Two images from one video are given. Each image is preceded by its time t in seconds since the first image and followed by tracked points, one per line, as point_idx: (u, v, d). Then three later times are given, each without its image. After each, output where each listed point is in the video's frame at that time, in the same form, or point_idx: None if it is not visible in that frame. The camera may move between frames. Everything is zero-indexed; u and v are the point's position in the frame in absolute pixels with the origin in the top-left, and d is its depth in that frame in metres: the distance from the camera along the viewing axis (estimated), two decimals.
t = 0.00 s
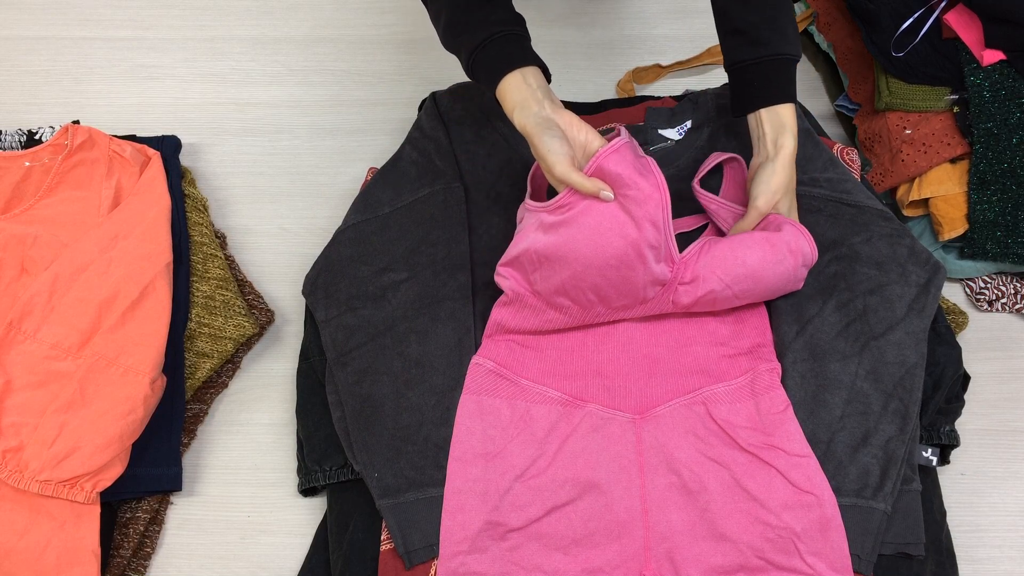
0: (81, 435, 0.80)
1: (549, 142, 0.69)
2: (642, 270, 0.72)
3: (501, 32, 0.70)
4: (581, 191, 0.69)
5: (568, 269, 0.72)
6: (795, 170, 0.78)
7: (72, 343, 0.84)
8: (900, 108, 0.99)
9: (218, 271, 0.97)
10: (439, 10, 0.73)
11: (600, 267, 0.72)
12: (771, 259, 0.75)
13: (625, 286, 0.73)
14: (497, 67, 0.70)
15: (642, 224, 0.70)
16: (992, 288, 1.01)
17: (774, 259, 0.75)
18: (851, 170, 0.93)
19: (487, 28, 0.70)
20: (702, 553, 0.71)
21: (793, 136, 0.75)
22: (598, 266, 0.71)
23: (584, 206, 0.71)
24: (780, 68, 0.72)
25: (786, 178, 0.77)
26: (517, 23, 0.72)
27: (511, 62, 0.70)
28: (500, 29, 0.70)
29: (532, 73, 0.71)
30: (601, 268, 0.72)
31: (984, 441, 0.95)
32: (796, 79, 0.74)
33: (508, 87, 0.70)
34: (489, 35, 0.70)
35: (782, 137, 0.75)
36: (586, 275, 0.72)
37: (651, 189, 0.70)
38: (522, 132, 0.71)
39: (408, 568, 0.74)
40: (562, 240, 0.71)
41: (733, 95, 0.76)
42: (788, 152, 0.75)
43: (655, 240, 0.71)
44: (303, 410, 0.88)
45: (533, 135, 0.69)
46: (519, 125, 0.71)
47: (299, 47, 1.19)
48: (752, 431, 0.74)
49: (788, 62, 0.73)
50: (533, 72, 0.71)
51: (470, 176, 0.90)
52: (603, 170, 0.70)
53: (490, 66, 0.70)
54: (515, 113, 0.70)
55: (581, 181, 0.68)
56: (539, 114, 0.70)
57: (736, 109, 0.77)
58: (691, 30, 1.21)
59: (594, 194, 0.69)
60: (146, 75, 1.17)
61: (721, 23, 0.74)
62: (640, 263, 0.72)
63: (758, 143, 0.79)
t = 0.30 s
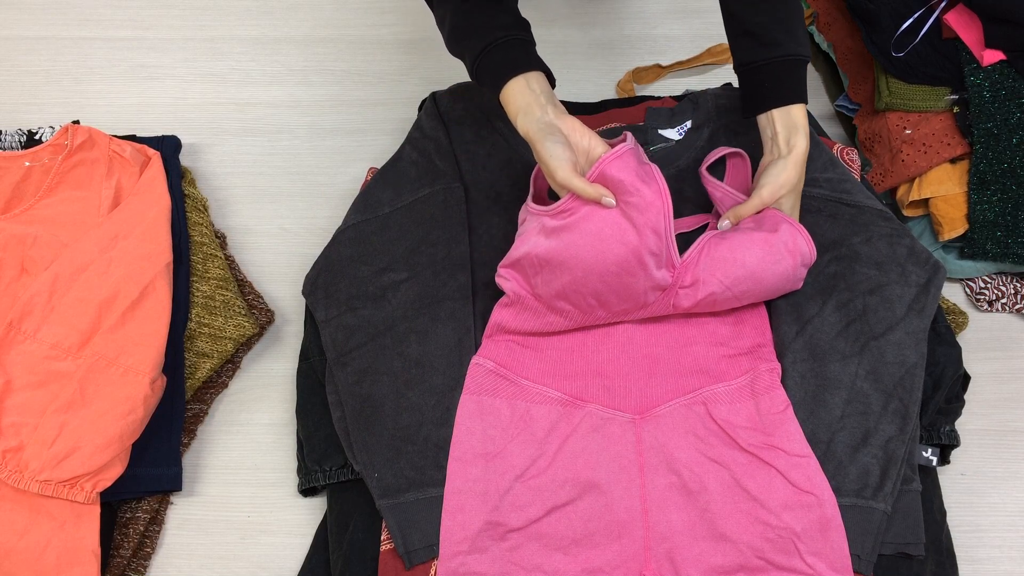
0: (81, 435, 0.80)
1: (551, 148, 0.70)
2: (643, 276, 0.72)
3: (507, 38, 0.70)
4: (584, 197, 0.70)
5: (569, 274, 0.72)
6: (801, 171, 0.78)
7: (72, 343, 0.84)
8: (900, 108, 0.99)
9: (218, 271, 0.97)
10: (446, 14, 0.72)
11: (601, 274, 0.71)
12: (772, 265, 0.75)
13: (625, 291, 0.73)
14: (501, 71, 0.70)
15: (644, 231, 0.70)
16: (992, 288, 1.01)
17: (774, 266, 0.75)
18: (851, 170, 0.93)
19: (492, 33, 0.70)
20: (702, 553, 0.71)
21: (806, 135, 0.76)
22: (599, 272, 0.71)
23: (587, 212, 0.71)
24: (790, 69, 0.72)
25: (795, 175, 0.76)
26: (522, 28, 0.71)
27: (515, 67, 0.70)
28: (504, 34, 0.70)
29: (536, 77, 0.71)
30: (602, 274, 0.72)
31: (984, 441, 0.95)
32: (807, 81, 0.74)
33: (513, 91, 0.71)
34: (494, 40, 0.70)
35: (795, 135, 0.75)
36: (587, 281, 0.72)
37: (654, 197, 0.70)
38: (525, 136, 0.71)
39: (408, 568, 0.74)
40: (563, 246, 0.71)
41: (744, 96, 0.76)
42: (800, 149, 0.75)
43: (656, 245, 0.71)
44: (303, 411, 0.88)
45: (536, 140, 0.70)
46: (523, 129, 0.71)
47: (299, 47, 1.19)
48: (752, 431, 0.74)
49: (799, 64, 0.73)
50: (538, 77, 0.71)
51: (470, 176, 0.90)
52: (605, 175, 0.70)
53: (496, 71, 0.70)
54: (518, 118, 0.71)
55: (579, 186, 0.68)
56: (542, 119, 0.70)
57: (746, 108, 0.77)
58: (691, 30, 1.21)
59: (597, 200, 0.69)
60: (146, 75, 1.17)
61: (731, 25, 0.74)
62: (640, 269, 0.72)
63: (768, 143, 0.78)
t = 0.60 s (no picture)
0: (81, 435, 0.80)
1: (558, 149, 0.70)
2: (645, 278, 0.72)
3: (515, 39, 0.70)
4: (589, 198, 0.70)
5: (571, 275, 0.72)
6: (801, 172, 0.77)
7: (72, 343, 0.84)
8: (900, 108, 0.99)
9: (218, 271, 0.97)
10: (455, 15, 0.72)
11: (603, 275, 0.72)
12: (774, 268, 0.75)
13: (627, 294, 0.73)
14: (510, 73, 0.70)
15: (648, 233, 0.70)
16: (992, 288, 1.01)
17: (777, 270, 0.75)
18: (851, 170, 0.93)
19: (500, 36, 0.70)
20: (702, 553, 0.71)
21: (804, 135, 0.75)
22: (600, 273, 0.72)
23: (591, 213, 0.71)
24: (793, 71, 0.73)
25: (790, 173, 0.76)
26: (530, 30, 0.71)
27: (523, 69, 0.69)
28: (513, 36, 0.70)
29: (544, 79, 0.71)
30: (604, 276, 0.72)
31: (985, 441, 0.95)
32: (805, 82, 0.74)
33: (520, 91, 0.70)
34: (502, 42, 0.70)
35: (792, 135, 0.76)
36: (588, 282, 0.72)
37: (659, 199, 0.70)
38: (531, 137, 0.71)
39: (408, 568, 0.74)
40: (566, 246, 0.71)
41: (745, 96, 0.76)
42: (797, 149, 0.75)
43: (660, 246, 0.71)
44: (303, 411, 0.88)
45: (543, 141, 0.70)
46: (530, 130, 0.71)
47: (299, 46, 1.19)
48: (752, 431, 0.74)
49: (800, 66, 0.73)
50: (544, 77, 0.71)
51: (470, 176, 0.90)
52: (611, 177, 0.71)
53: (504, 73, 0.70)
54: (524, 119, 0.71)
55: (587, 188, 0.69)
56: (549, 121, 0.70)
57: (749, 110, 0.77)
58: (691, 30, 1.21)
59: (603, 202, 0.70)
60: (146, 75, 1.17)
61: (735, 27, 0.75)
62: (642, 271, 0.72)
63: (767, 144, 0.78)
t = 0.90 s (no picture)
0: (81, 435, 0.80)
1: (547, 136, 0.71)
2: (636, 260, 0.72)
3: (517, 28, 0.70)
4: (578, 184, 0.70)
5: (565, 262, 0.72)
6: (735, 132, 0.77)
7: (72, 343, 0.84)
8: (900, 108, 0.99)
9: (218, 271, 0.97)
10: None
11: (597, 260, 0.71)
12: (756, 233, 0.76)
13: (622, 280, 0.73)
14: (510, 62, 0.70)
15: (638, 215, 0.70)
16: (992, 288, 1.01)
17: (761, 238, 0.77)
18: (851, 169, 0.93)
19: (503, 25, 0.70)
20: (702, 553, 0.71)
21: (734, 96, 0.75)
22: (594, 259, 0.71)
23: (581, 199, 0.71)
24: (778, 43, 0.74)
25: (715, 132, 0.76)
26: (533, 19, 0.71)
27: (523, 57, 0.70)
28: (515, 25, 0.70)
29: (541, 67, 0.71)
30: (597, 260, 0.71)
31: (985, 441, 0.95)
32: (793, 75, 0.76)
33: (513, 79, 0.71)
34: (504, 30, 0.70)
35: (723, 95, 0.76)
36: (583, 269, 0.72)
37: (647, 181, 0.70)
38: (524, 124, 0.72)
39: (408, 568, 0.74)
40: (560, 234, 0.72)
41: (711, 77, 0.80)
42: (722, 108, 0.75)
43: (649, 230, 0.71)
44: (303, 410, 0.88)
45: (534, 128, 0.71)
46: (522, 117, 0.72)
47: (299, 46, 1.19)
48: (752, 430, 0.74)
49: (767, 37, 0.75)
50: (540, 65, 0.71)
51: (470, 176, 0.90)
52: (599, 162, 0.70)
53: (504, 60, 0.71)
54: (516, 106, 0.71)
55: (575, 173, 0.69)
56: (542, 108, 0.70)
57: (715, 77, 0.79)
58: (691, 30, 1.21)
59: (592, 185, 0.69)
60: (146, 75, 1.17)
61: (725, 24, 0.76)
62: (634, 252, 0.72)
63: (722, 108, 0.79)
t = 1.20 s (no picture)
0: (81, 435, 0.80)
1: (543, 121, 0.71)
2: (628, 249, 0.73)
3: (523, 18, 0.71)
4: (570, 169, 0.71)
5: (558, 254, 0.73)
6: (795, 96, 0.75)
7: (72, 343, 0.84)
8: (900, 108, 0.99)
9: (218, 271, 0.97)
10: None
11: (590, 250, 0.72)
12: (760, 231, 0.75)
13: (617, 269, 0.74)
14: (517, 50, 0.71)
15: (624, 200, 0.72)
16: (992, 288, 1.01)
17: (764, 237, 0.76)
18: (851, 169, 0.93)
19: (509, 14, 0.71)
20: (702, 553, 0.71)
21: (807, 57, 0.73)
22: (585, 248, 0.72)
23: (569, 189, 0.73)
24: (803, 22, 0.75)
25: (785, 88, 0.74)
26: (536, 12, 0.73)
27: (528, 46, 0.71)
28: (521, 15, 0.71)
29: (541, 55, 0.72)
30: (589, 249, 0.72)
31: (985, 441, 0.95)
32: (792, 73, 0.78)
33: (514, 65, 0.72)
34: (511, 18, 0.71)
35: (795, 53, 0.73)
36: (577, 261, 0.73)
37: (633, 167, 0.73)
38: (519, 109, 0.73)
39: (408, 568, 0.74)
40: (551, 228, 0.72)
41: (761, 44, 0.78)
42: (796, 66, 0.73)
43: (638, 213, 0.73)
44: (303, 410, 0.88)
45: (529, 113, 0.71)
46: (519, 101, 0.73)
47: (299, 46, 1.19)
48: (752, 431, 0.74)
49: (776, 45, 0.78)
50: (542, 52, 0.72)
51: (470, 176, 0.90)
52: (587, 152, 0.73)
53: (508, 45, 0.71)
54: (513, 90, 0.72)
55: (567, 156, 0.70)
56: (539, 94, 0.71)
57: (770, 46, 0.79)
58: (691, 30, 1.21)
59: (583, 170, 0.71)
60: (146, 75, 1.17)
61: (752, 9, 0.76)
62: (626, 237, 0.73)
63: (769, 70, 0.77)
